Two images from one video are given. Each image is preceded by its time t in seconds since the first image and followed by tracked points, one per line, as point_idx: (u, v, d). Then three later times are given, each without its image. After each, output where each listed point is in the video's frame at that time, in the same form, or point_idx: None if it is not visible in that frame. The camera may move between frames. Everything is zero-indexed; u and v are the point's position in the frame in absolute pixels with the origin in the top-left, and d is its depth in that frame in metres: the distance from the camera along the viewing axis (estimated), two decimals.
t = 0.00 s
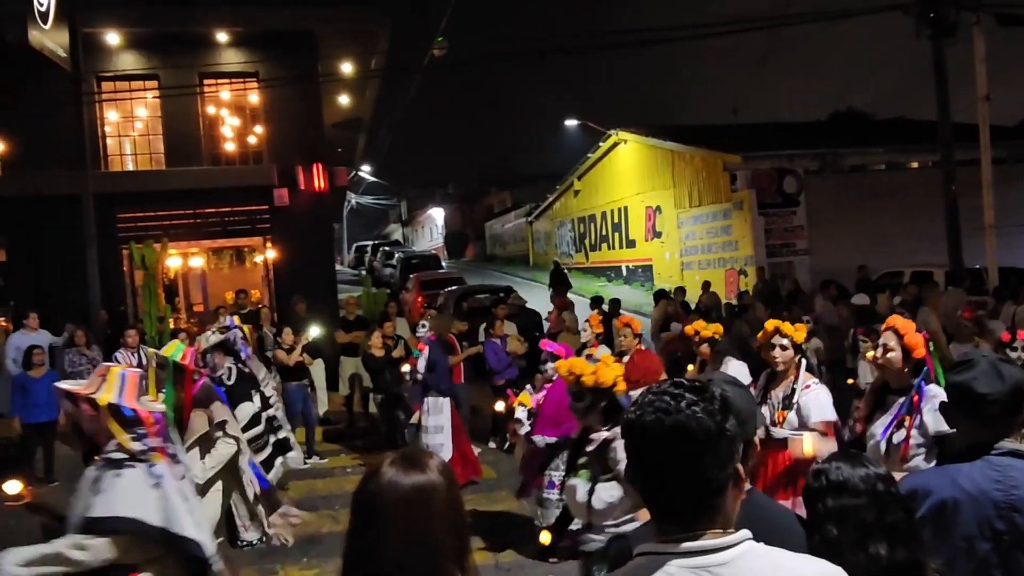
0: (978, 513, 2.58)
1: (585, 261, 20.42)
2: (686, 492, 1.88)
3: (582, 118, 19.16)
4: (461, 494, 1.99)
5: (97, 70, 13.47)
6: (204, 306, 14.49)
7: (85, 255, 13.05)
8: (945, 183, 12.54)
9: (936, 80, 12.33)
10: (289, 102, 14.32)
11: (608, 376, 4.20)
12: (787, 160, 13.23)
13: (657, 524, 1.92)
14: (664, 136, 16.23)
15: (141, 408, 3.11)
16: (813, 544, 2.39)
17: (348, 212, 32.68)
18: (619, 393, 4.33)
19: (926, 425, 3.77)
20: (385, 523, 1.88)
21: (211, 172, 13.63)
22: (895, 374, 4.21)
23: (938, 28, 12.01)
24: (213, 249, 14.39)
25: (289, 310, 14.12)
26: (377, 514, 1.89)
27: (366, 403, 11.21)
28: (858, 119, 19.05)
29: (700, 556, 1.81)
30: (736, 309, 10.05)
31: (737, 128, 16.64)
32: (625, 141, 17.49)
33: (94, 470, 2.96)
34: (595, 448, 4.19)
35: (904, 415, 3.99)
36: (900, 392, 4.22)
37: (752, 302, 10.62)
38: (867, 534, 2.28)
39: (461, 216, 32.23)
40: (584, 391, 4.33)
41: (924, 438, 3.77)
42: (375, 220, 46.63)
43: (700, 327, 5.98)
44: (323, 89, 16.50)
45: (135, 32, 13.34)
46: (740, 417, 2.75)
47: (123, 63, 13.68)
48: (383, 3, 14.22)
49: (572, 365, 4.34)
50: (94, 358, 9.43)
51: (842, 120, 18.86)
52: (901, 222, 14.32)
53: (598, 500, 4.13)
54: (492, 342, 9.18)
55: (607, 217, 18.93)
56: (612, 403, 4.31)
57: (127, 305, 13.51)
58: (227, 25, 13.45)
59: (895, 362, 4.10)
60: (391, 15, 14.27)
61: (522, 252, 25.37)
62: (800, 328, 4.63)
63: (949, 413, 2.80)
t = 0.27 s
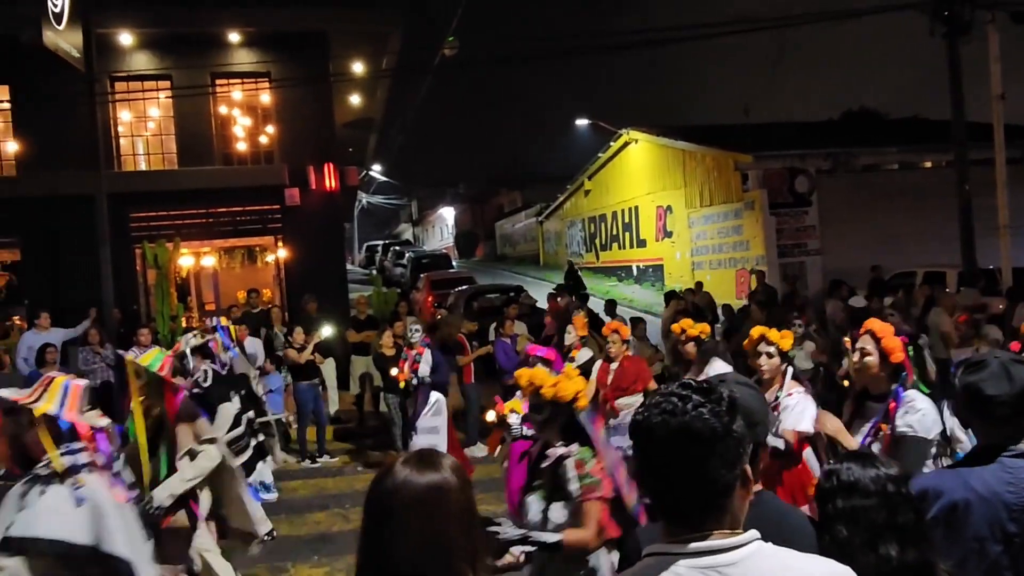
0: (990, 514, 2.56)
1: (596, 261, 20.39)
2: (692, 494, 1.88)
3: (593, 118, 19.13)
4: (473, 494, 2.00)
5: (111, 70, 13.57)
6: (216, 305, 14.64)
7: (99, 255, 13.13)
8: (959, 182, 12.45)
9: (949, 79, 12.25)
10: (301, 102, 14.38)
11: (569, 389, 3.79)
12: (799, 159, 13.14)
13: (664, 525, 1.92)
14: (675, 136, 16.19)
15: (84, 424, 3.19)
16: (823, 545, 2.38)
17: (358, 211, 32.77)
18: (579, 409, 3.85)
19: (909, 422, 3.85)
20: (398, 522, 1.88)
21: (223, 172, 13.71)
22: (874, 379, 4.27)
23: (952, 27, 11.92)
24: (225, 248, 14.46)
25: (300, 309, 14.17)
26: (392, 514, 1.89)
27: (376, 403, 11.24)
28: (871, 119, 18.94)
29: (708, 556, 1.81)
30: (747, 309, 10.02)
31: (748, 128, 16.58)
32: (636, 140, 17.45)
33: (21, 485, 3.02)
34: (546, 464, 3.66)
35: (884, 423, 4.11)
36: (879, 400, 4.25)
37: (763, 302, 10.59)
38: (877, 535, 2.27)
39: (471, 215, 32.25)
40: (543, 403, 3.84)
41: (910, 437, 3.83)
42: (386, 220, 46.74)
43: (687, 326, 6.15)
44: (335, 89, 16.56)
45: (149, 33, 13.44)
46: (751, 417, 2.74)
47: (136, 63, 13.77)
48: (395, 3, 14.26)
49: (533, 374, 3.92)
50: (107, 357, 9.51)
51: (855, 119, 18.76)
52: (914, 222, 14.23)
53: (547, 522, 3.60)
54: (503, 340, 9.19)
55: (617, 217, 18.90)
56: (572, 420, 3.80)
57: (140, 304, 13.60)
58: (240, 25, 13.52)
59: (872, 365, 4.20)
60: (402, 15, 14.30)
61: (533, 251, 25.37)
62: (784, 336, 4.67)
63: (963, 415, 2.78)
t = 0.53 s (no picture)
0: (1014, 515, 2.53)
1: (616, 257, 20.34)
2: (707, 493, 1.87)
3: (614, 115, 19.05)
4: (492, 492, 2.02)
5: (136, 69, 13.72)
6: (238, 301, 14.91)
7: (124, 252, 13.30)
8: (985, 179, 12.28)
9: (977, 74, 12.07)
10: (323, 99, 14.46)
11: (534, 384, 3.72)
12: (822, 156, 12.97)
13: (683, 522, 1.91)
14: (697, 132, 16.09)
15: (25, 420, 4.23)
16: (845, 544, 2.36)
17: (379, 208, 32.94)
18: (544, 408, 3.81)
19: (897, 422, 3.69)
20: (420, 519, 1.89)
21: (246, 170, 13.82)
22: (853, 383, 4.14)
23: (980, 21, 11.74)
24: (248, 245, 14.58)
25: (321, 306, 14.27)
26: (413, 510, 1.90)
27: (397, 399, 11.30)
28: (896, 115, 18.72)
29: (727, 556, 1.81)
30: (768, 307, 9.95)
31: (771, 124, 16.44)
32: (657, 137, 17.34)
33: None
34: (503, 460, 3.71)
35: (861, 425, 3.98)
36: (858, 404, 4.14)
37: (785, 301, 10.51)
38: (900, 535, 2.25)
39: (492, 213, 32.29)
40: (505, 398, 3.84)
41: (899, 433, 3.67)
42: (406, 216, 46.94)
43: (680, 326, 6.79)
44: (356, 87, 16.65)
45: (173, 31, 13.57)
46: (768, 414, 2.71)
47: (161, 62, 13.91)
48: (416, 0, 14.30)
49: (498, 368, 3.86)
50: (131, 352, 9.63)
51: (879, 115, 18.55)
52: (939, 219, 14.06)
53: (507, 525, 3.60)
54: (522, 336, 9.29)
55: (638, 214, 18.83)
56: (536, 418, 3.78)
57: (165, 301, 13.77)
58: (263, 24, 13.62)
59: (850, 367, 4.11)
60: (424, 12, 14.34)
61: (553, 248, 25.36)
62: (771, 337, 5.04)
63: (988, 415, 2.75)
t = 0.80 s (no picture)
0: None
1: (648, 253, 20.23)
2: (740, 492, 1.86)
3: (646, 109, 18.93)
4: (520, 486, 2.05)
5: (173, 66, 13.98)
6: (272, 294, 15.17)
7: (161, 246, 13.55)
8: None
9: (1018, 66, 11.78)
10: (355, 95, 14.57)
11: (518, 386, 3.90)
12: (857, 150, 12.68)
13: (713, 521, 1.90)
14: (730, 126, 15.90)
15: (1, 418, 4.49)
16: (880, 543, 2.34)
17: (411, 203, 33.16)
18: (531, 409, 3.91)
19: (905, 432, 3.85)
20: (451, 513, 1.92)
21: (281, 165, 13.99)
22: (855, 392, 4.22)
23: (1021, 11, 11.45)
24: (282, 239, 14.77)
25: (354, 300, 14.40)
26: (445, 504, 1.93)
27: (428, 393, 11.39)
28: (935, 108, 18.34)
29: (757, 553, 1.81)
30: (801, 304, 9.83)
31: (806, 118, 16.20)
32: (689, 131, 17.19)
33: None
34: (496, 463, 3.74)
35: (869, 438, 4.00)
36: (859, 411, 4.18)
37: (819, 297, 10.39)
38: (936, 535, 2.22)
39: (523, 208, 32.40)
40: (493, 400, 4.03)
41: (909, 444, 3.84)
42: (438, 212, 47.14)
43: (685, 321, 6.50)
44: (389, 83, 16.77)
45: (209, 28, 13.78)
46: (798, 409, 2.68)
47: (197, 58, 14.14)
48: None
49: (488, 369, 4.17)
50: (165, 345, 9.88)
51: (918, 109, 18.19)
52: (980, 214, 13.75)
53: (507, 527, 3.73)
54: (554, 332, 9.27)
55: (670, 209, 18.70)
56: (521, 420, 3.85)
57: (200, 294, 14.00)
58: (296, 20, 13.76)
59: (851, 370, 4.29)
60: (455, 7, 14.37)
61: (584, 243, 25.31)
62: (778, 338, 5.13)
63: None
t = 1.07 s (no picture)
0: None
1: (704, 246, 20.05)
2: (812, 482, 1.86)
3: (706, 100, 18.66)
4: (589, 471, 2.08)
5: (238, 61, 14.32)
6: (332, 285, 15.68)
7: (227, 236, 13.93)
8: None
9: None
10: (415, 89, 14.82)
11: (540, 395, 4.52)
12: (926, 141, 12.46)
13: (783, 513, 1.89)
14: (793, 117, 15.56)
15: None
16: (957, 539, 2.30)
17: (467, 195, 33.34)
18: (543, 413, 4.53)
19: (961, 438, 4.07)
20: (520, 496, 1.96)
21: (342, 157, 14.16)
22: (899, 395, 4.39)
23: None
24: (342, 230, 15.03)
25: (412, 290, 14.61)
26: (517, 489, 1.97)
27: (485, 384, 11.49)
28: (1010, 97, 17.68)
29: (830, 542, 1.79)
30: (866, 299, 9.64)
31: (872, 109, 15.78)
32: (750, 122, 16.95)
33: None
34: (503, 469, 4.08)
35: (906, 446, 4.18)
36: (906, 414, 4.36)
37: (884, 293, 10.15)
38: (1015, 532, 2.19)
39: (579, 200, 32.36)
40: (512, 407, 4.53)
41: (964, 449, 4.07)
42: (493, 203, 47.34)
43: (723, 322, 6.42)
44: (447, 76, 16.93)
45: (274, 24, 14.12)
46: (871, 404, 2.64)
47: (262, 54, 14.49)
48: None
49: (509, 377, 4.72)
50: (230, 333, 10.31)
51: (991, 98, 17.56)
52: None
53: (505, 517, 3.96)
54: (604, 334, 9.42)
55: (729, 202, 18.46)
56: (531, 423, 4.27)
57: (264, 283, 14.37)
58: (358, 16, 13.97)
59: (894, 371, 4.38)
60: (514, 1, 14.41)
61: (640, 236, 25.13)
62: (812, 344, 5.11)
63: None
